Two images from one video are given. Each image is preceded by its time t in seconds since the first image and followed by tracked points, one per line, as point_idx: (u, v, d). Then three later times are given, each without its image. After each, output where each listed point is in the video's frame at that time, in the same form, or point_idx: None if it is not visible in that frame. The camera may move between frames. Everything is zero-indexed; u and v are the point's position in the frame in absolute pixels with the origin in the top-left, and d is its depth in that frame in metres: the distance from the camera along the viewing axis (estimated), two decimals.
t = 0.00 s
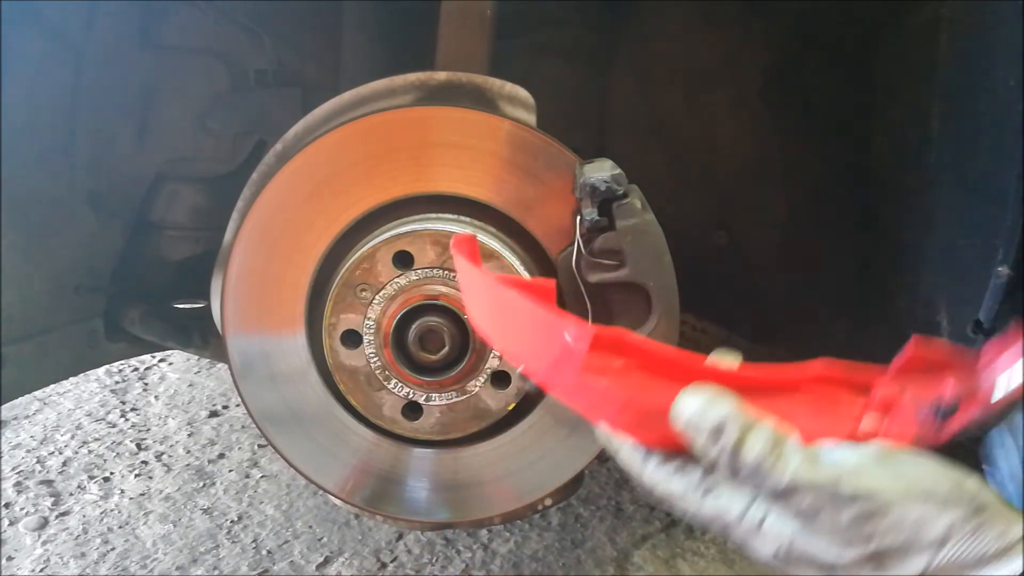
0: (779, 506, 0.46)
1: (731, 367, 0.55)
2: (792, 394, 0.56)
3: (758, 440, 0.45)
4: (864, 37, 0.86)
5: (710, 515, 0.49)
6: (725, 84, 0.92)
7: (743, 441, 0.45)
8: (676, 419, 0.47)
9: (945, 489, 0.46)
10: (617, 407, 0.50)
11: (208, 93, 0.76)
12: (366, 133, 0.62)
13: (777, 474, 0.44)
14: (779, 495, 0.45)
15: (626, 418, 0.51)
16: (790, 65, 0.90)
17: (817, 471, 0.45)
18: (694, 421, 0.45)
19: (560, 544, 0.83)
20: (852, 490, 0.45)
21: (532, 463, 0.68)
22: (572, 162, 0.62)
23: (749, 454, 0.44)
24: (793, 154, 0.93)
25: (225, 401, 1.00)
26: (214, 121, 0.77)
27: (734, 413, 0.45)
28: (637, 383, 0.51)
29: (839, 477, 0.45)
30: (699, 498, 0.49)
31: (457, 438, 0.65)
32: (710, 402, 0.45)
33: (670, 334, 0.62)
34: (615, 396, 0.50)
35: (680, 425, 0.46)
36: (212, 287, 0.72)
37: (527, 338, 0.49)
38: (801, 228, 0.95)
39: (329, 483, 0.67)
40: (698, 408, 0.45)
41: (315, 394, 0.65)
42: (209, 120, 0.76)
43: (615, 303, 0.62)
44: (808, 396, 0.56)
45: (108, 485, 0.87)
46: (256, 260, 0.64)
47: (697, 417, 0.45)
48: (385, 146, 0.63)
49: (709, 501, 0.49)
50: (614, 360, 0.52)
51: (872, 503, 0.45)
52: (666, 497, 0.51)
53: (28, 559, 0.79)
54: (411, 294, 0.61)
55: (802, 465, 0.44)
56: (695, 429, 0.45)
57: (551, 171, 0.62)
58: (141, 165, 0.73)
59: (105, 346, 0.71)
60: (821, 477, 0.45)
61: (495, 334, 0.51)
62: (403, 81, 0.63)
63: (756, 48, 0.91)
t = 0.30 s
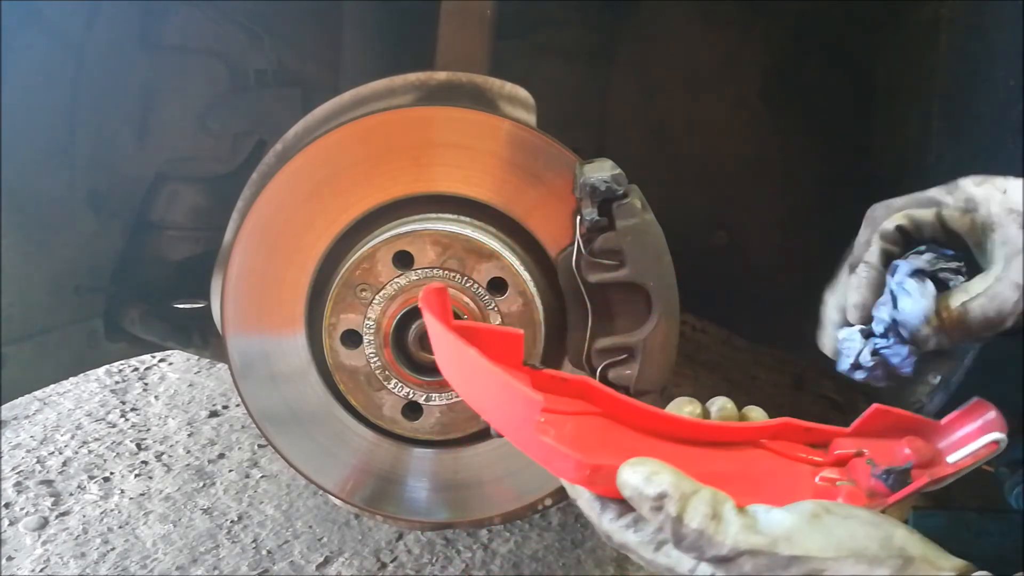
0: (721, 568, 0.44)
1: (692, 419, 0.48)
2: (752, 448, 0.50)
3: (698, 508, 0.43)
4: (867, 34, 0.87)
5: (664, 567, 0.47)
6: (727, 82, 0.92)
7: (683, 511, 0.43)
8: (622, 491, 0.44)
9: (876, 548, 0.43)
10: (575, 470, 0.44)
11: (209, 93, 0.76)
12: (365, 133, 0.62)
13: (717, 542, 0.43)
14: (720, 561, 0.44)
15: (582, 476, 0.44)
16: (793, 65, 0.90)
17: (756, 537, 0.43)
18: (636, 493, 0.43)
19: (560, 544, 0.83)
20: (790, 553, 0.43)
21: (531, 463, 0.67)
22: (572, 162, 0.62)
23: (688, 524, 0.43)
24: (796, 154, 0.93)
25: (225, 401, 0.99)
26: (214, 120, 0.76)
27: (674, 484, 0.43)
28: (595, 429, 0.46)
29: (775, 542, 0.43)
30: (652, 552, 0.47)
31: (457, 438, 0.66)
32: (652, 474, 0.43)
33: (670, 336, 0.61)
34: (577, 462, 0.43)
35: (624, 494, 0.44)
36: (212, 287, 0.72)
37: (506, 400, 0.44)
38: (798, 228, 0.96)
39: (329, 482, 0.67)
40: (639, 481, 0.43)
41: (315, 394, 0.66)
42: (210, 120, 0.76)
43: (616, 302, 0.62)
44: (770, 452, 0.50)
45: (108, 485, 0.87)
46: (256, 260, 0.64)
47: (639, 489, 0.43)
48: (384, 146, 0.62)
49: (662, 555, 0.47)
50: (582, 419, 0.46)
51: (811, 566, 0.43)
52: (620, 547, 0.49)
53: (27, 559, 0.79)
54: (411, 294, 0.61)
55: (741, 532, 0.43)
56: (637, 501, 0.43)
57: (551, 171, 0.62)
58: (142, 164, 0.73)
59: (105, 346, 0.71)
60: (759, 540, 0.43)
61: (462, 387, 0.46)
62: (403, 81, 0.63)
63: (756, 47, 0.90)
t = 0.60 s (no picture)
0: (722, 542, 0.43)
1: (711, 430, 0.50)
2: (765, 467, 0.51)
3: (700, 481, 0.43)
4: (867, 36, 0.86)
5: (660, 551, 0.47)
6: (726, 82, 0.92)
7: (685, 483, 0.43)
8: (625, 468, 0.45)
9: (868, 520, 0.43)
10: (585, 443, 0.45)
11: (208, 93, 0.76)
12: (366, 133, 0.62)
13: (718, 513, 0.42)
14: (719, 533, 0.43)
15: (592, 450, 0.45)
16: (793, 65, 0.90)
17: (755, 507, 0.42)
18: (641, 467, 0.44)
19: (560, 544, 0.83)
20: (786, 523, 0.42)
21: (531, 463, 0.67)
22: (572, 162, 0.62)
23: (690, 496, 0.43)
24: (795, 154, 0.93)
25: (225, 401, 1.00)
26: (214, 121, 0.77)
27: (680, 459, 0.44)
28: (614, 420, 0.46)
29: (775, 512, 0.43)
30: (651, 535, 0.47)
31: (457, 438, 0.65)
32: (658, 449, 0.44)
33: (670, 336, 0.62)
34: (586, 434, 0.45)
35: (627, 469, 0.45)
36: (212, 287, 0.72)
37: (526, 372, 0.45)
38: (797, 227, 0.96)
39: (329, 482, 0.67)
40: (645, 454, 0.44)
41: (315, 394, 0.66)
42: (209, 120, 0.76)
43: (616, 302, 0.63)
44: (781, 472, 0.51)
45: (108, 485, 0.87)
46: (256, 261, 0.64)
47: (643, 463, 0.44)
48: (385, 147, 0.62)
49: (662, 538, 0.47)
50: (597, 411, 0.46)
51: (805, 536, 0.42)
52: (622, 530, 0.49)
53: (27, 559, 0.79)
54: (411, 294, 0.61)
55: (742, 502, 0.42)
56: (640, 476, 0.44)
57: (551, 170, 0.62)
58: (141, 164, 0.73)
59: (105, 346, 0.71)
60: (758, 510, 0.42)
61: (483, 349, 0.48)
62: (403, 81, 0.63)
63: (756, 47, 0.90)
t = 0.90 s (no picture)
0: (739, 525, 0.44)
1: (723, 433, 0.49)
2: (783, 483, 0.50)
3: (719, 462, 0.44)
4: (867, 37, 0.87)
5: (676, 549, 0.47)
6: (726, 83, 0.92)
7: (706, 465, 0.44)
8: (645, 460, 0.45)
9: (881, 508, 0.45)
10: (608, 438, 0.45)
11: (208, 93, 0.76)
12: (366, 132, 0.62)
13: (738, 492, 0.43)
14: (737, 514, 0.44)
15: (615, 448, 0.45)
16: (793, 65, 0.90)
17: (773, 488, 0.44)
18: (662, 455, 0.44)
19: (560, 544, 0.83)
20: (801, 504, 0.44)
21: (532, 463, 0.67)
22: (572, 162, 0.62)
23: (709, 476, 0.43)
24: (794, 154, 0.93)
25: (225, 401, 0.99)
26: (214, 120, 0.77)
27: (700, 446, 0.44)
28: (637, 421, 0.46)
29: (792, 493, 0.44)
30: (670, 531, 0.47)
31: (456, 438, 0.65)
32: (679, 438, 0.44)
33: (669, 336, 0.62)
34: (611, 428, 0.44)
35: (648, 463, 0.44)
36: (212, 287, 0.72)
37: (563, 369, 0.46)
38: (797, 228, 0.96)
39: (329, 483, 0.67)
40: (666, 441, 0.44)
41: (315, 394, 0.66)
42: (209, 119, 0.76)
43: (616, 303, 0.63)
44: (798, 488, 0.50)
45: (108, 485, 0.87)
46: (256, 261, 0.64)
47: (665, 450, 0.44)
48: (385, 147, 0.62)
49: (680, 535, 0.46)
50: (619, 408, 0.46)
51: (819, 518, 0.44)
52: (641, 530, 0.49)
53: (27, 559, 0.79)
54: (411, 294, 0.61)
55: (761, 483, 0.44)
56: (661, 464, 0.44)
57: (551, 171, 0.62)
58: (140, 164, 0.73)
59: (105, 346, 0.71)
60: (776, 491, 0.44)
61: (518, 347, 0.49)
62: (403, 81, 0.63)
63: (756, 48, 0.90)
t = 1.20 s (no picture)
0: (743, 502, 0.44)
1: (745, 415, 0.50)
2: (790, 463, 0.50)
3: (724, 439, 0.44)
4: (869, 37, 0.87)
5: (678, 524, 0.47)
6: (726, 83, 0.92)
7: (709, 441, 0.44)
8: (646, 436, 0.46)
9: (890, 489, 0.43)
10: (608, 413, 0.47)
11: (208, 93, 0.76)
12: (366, 132, 0.62)
13: (742, 470, 0.44)
14: (742, 492, 0.44)
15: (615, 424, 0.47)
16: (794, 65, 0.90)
17: (779, 467, 0.44)
18: (663, 431, 0.45)
19: (560, 544, 0.83)
20: (808, 485, 0.43)
21: (532, 462, 0.67)
22: (571, 162, 0.62)
23: (713, 453, 0.44)
24: (794, 154, 0.93)
25: (225, 401, 0.96)
26: (214, 120, 0.77)
27: (701, 422, 0.45)
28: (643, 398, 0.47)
29: (798, 473, 0.44)
30: (671, 507, 0.47)
31: (456, 438, 0.65)
32: (681, 414, 0.45)
33: (669, 336, 0.62)
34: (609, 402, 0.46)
35: (649, 440, 0.46)
36: (212, 287, 0.72)
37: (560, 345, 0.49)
38: (797, 228, 0.96)
39: (329, 482, 0.67)
40: (668, 417, 0.45)
41: (314, 394, 0.66)
42: (210, 120, 0.76)
43: (616, 304, 0.62)
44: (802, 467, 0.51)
45: (108, 485, 0.87)
46: (256, 261, 0.64)
47: (666, 427, 0.45)
48: (385, 147, 0.62)
49: (681, 512, 0.47)
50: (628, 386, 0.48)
51: (825, 498, 0.43)
52: (645, 505, 0.49)
53: (28, 559, 0.80)
54: (411, 294, 0.61)
55: (765, 462, 0.44)
56: (662, 440, 0.45)
57: (551, 170, 0.62)
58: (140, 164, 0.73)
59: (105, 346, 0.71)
60: (781, 471, 0.44)
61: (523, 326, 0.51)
62: (403, 81, 0.63)
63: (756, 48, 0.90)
